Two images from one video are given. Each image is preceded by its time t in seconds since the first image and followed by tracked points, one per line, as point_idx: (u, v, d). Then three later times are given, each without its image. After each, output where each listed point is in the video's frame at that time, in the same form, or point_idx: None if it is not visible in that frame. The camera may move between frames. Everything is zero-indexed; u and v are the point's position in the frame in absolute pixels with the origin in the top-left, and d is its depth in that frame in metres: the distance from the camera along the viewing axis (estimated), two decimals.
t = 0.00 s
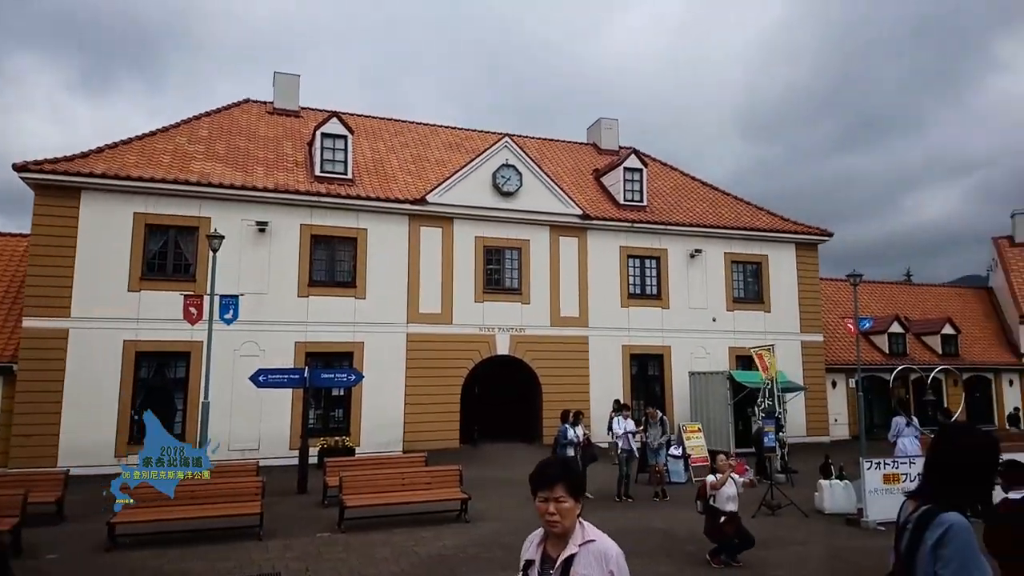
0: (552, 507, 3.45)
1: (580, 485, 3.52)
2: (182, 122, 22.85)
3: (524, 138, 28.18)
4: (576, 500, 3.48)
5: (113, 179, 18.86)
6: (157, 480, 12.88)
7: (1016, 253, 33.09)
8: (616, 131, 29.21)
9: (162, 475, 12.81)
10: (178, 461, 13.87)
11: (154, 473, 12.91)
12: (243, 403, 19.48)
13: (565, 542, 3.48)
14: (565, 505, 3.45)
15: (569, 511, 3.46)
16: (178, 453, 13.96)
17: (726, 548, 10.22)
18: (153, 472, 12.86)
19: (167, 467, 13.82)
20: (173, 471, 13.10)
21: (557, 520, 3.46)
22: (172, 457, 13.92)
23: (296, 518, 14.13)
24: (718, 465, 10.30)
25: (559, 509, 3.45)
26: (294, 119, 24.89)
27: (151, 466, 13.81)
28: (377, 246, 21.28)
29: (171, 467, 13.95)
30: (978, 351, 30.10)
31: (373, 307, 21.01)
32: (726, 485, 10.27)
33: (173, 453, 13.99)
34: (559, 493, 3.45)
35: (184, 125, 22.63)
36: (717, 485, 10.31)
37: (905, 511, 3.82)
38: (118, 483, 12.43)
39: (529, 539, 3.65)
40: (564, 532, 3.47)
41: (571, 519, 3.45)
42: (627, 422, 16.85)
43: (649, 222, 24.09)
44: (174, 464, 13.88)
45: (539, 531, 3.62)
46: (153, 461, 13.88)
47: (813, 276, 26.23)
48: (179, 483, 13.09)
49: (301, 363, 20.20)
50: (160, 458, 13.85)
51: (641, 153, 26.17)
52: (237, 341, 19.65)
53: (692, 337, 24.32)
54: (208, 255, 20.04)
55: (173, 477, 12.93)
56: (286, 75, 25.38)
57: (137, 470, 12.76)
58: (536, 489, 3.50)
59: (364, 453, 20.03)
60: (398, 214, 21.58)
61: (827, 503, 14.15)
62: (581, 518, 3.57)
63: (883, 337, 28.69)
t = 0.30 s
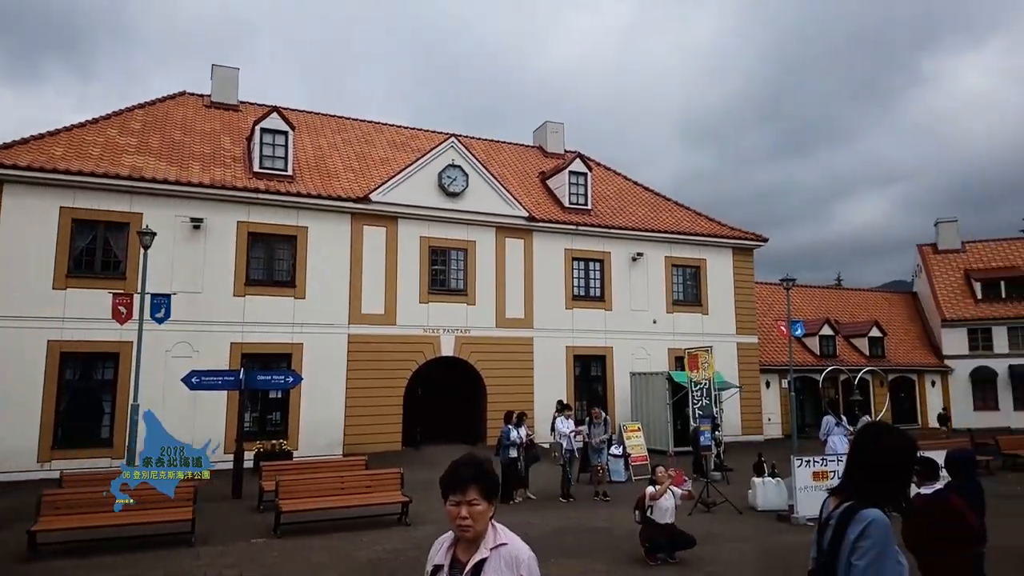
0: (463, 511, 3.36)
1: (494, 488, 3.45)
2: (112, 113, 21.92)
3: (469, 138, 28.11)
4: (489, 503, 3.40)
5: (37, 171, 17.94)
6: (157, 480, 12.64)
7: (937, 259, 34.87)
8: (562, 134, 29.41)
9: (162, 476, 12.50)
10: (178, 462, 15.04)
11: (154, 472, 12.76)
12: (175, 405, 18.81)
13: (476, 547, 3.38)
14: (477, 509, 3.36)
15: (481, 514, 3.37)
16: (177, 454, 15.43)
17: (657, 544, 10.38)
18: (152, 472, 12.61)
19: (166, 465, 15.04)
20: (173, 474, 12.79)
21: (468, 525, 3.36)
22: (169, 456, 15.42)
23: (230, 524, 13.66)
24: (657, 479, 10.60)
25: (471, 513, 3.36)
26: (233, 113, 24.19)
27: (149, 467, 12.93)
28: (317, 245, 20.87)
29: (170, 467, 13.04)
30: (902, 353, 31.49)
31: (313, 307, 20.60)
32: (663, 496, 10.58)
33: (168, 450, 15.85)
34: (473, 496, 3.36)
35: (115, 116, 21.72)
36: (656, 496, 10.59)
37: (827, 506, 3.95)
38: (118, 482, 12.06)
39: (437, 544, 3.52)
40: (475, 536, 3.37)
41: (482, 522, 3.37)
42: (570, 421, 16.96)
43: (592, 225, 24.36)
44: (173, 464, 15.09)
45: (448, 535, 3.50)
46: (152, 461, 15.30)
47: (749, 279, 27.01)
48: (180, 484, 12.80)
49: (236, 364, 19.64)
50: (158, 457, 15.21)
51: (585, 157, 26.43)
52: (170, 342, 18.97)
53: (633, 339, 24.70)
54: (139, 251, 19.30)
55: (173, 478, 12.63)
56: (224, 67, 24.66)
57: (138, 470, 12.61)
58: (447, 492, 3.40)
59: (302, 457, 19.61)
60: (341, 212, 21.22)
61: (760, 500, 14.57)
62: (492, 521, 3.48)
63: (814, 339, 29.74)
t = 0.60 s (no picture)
0: (351, 520, 3.18)
1: (386, 493, 3.30)
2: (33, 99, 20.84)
3: (412, 136, 27.86)
4: (381, 510, 3.24)
5: None
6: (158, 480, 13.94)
7: (863, 264, 36.50)
8: (506, 134, 29.48)
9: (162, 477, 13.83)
10: (178, 462, 14.00)
11: (154, 473, 13.94)
12: (98, 406, 18.02)
13: (367, 557, 3.21)
14: (367, 517, 3.19)
15: (372, 522, 3.20)
16: (178, 454, 14.04)
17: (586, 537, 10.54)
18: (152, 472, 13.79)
19: (168, 466, 14.03)
20: (173, 473, 13.98)
21: (357, 534, 3.18)
22: (171, 457, 14.01)
23: (156, 529, 13.15)
24: (590, 482, 10.80)
25: (360, 521, 3.19)
26: (165, 103, 23.34)
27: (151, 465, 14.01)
28: (252, 242, 20.33)
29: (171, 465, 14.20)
30: (829, 354, 32.81)
31: (247, 305, 20.06)
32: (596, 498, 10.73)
33: (172, 452, 14.05)
34: (362, 503, 3.19)
35: (36, 102, 20.67)
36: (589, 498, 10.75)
37: (751, 502, 4.07)
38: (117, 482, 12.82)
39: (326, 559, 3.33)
40: (365, 546, 3.20)
41: (374, 530, 3.21)
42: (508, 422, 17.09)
43: (534, 226, 24.48)
44: (174, 465, 14.02)
45: (338, 548, 3.32)
46: (154, 460, 14.01)
47: (686, 282, 27.66)
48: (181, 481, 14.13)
49: (165, 363, 18.97)
50: (160, 458, 13.99)
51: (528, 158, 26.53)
52: (93, 340, 18.19)
53: (573, 339, 24.95)
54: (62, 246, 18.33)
55: (172, 478, 13.97)
56: (157, 55, 23.77)
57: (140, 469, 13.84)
58: (336, 501, 3.23)
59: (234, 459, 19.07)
60: (277, 208, 20.73)
61: (692, 497, 14.94)
62: (386, 529, 3.32)
63: (747, 340, 30.71)
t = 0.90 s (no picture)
0: (215, 528, 3.00)
1: (259, 500, 3.13)
2: None
3: (354, 133, 27.47)
4: (249, 516, 3.06)
5: None
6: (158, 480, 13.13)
7: (794, 270, 37.89)
8: (451, 134, 29.31)
9: (162, 477, 12.96)
10: (178, 462, 13.15)
11: (154, 473, 13.07)
12: (15, 408, 17.12)
13: (232, 570, 3.00)
14: (232, 524, 3.01)
15: (239, 530, 3.02)
16: (178, 454, 13.19)
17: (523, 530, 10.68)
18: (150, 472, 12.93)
19: (168, 466, 13.17)
20: (174, 473, 13.16)
21: (221, 544, 2.99)
22: (171, 457, 13.16)
23: (77, 536, 12.55)
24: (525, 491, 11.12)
25: (224, 529, 3.01)
26: (94, 92, 22.37)
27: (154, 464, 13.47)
28: (185, 238, 19.68)
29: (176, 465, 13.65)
30: (762, 356, 33.89)
31: (179, 303, 19.42)
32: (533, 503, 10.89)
33: (172, 452, 13.19)
34: (227, 509, 3.01)
35: None
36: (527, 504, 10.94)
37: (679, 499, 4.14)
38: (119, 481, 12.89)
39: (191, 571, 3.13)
40: (231, 556, 3.00)
41: (240, 539, 3.02)
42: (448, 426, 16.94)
43: (478, 226, 24.45)
44: (174, 465, 13.19)
45: (203, 561, 3.11)
46: (153, 460, 13.15)
47: (626, 284, 28.11)
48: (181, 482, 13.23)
49: (89, 363, 18.17)
50: (160, 458, 13.12)
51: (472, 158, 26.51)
52: (11, 338, 17.28)
53: (515, 340, 25.04)
54: None
55: (173, 478, 13.08)
56: (85, 42, 22.76)
57: (137, 468, 13.00)
58: (198, 508, 3.04)
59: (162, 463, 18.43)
60: (212, 203, 20.13)
61: (628, 496, 15.20)
62: (256, 539, 3.12)
63: (684, 342, 31.45)
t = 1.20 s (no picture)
0: (62, 544, 2.63)
1: (116, 514, 2.76)
2: None
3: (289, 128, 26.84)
4: (103, 530, 2.69)
5: None
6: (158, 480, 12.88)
7: (724, 275, 39.07)
8: (389, 132, 28.97)
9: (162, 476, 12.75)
10: (179, 461, 13.51)
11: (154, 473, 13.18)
12: None
13: None
14: (84, 538, 2.64)
15: (90, 545, 2.65)
16: (179, 453, 13.61)
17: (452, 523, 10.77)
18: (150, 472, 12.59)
19: (167, 466, 13.46)
20: (173, 472, 12.81)
21: (68, 562, 2.62)
22: (172, 457, 13.53)
23: None
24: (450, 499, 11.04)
25: (74, 545, 2.64)
26: (9, 78, 21.16)
27: (149, 466, 13.27)
28: (107, 233, 18.84)
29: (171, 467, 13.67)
30: (693, 358, 34.79)
31: (100, 301, 18.58)
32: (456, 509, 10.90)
33: (172, 452, 13.59)
34: (77, 523, 2.63)
35: None
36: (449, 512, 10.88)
37: (600, 498, 4.18)
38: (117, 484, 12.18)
39: None
40: None
41: (93, 557, 2.65)
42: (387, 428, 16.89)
43: (416, 227, 24.25)
44: (174, 465, 13.52)
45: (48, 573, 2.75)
46: (152, 461, 13.30)
47: (564, 287, 28.39)
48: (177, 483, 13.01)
49: None
50: (159, 458, 13.43)
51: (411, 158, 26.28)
52: None
53: (453, 342, 24.93)
54: None
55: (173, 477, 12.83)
56: None
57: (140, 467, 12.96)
58: (42, 522, 2.65)
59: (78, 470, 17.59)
60: (136, 197, 19.33)
61: (563, 496, 15.31)
62: (113, 555, 2.78)
63: (619, 344, 31.99)
